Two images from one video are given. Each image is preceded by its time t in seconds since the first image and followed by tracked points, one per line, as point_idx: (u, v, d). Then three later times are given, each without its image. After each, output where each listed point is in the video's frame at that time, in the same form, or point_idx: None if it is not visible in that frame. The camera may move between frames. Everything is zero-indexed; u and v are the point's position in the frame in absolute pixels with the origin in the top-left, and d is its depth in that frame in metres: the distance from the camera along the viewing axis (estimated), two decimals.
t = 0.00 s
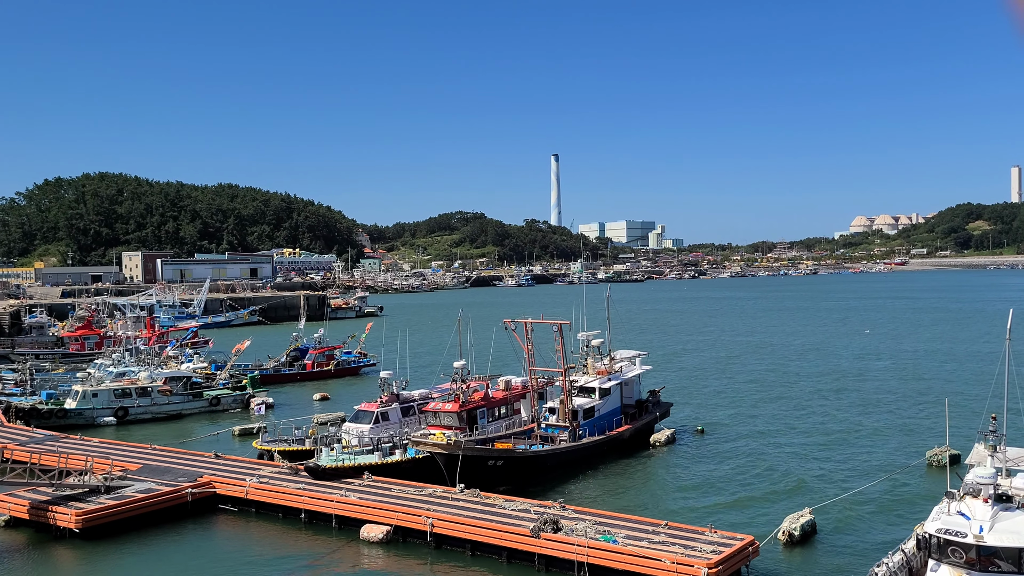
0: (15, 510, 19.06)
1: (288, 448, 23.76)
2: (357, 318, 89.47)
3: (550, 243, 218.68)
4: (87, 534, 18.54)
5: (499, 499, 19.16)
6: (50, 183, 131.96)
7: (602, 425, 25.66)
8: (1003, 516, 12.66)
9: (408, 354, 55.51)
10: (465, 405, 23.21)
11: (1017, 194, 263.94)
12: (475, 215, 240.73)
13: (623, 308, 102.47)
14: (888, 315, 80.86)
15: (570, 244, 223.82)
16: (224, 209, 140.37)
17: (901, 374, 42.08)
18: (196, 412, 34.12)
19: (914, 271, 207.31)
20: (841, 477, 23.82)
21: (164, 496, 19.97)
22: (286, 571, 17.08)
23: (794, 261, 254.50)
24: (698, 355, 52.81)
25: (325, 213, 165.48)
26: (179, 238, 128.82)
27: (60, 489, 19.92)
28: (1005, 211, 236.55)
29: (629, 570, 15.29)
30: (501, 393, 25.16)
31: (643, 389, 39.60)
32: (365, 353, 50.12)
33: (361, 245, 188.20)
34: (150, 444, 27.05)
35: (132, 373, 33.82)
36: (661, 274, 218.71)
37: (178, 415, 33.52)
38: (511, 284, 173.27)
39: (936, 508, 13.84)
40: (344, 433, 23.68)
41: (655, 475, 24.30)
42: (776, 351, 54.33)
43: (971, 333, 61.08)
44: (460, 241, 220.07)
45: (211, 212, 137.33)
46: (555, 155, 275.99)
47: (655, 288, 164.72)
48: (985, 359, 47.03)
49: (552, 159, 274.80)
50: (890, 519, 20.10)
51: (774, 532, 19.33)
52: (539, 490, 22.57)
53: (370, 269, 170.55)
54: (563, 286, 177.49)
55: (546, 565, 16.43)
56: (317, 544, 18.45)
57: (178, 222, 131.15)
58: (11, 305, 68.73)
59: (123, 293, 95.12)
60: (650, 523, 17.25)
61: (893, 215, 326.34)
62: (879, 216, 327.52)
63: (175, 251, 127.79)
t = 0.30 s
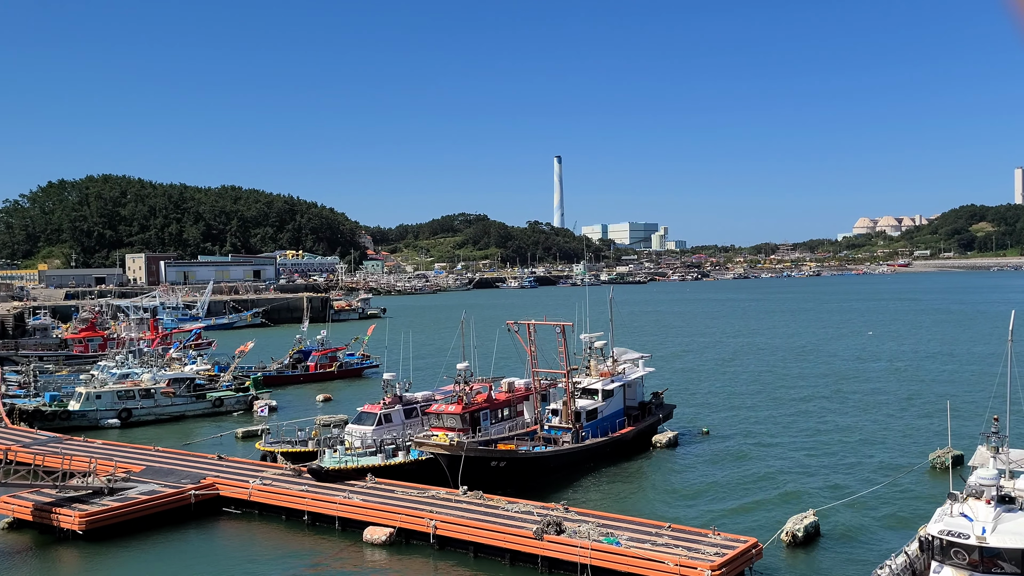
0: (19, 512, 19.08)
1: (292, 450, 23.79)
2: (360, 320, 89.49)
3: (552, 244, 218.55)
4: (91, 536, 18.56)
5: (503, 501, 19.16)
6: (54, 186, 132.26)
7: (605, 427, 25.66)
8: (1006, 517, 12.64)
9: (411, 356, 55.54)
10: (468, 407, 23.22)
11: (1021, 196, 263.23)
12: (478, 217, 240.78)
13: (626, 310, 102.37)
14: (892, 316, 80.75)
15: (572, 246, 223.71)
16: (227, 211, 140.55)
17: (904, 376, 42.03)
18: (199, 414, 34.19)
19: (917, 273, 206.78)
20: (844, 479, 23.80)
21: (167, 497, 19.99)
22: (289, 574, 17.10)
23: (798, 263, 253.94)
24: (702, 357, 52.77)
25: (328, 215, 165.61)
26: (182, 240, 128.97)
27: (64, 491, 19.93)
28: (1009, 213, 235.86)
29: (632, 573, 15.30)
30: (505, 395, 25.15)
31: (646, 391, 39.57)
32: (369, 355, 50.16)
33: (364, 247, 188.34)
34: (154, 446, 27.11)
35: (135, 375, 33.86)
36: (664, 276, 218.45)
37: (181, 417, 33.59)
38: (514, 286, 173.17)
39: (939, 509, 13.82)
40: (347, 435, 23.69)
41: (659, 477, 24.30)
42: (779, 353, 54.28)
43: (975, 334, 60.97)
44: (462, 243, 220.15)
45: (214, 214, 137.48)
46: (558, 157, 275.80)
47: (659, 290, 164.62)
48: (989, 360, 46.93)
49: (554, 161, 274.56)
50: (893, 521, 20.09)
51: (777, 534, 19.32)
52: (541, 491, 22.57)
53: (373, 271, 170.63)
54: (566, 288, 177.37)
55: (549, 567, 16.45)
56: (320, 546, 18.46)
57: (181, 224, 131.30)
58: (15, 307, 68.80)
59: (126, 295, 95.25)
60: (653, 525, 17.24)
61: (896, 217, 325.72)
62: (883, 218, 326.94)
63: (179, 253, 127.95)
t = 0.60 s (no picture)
0: (21, 513, 19.07)
1: (293, 451, 23.80)
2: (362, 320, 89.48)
3: (554, 245, 218.39)
4: (93, 537, 18.57)
5: (505, 502, 19.15)
6: (56, 187, 132.49)
7: (607, 428, 25.66)
8: (1008, 517, 12.64)
9: (412, 356, 55.53)
10: (470, 408, 23.22)
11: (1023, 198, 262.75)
12: (479, 218, 240.72)
13: (627, 311, 102.26)
14: (895, 317, 80.58)
15: (574, 247, 223.64)
16: (229, 212, 140.67)
17: (906, 377, 41.98)
18: (201, 415, 34.23)
19: (919, 273, 206.65)
20: (847, 480, 23.74)
21: (169, 499, 20.00)
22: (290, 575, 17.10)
23: (799, 264, 253.59)
24: (704, 358, 52.71)
25: (329, 216, 165.67)
26: (184, 241, 129.01)
27: (66, 492, 19.93)
28: (1010, 214, 235.45)
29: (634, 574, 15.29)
30: (506, 396, 25.13)
31: (648, 392, 39.54)
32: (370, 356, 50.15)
33: (365, 248, 188.48)
34: (155, 447, 27.13)
35: (137, 376, 33.90)
36: (666, 276, 218.22)
37: (183, 418, 33.64)
38: (516, 286, 173.06)
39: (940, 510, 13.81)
40: (349, 436, 23.69)
41: (661, 478, 24.29)
42: (782, 354, 54.19)
43: (977, 335, 60.91)
44: (464, 244, 220.12)
45: (216, 215, 137.54)
46: (560, 157, 275.61)
47: (661, 291, 164.42)
48: (992, 361, 46.83)
49: (556, 162, 274.41)
50: (894, 521, 20.09)
51: (779, 534, 19.30)
52: (543, 492, 22.55)
53: (374, 272, 170.65)
54: (567, 289, 177.21)
55: (551, 568, 16.45)
56: (322, 547, 18.46)
57: (183, 225, 131.35)
58: (17, 308, 68.87)
59: (128, 296, 95.27)
60: (655, 527, 17.22)
61: (898, 218, 325.20)
62: (884, 219, 326.51)
63: (180, 254, 127.99)
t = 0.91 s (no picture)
0: (24, 514, 19.09)
1: (296, 451, 23.85)
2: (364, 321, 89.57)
3: (557, 245, 218.46)
4: (96, 538, 18.62)
5: (507, 502, 19.17)
6: (58, 188, 132.83)
7: (609, 428, 25.64)
8: (1011, 517, 12.63)
9: (414, 357, 55.53)
10: (472, 409, 23.21)
11: None
12: (481, 219, 240.87)
13: (630, 312, 102.23)
14: (898, 318, 80.44)
15: (576, 248, 223.64)
16: (231, 213, 140.89)
17: (909, 377, 41.92)
18: (203, 416, 34.25)
19: (921, 274, 206.65)
20: (850, 481, 23.71)
21: (173, 499, 20.04)
22: None
23: (802, 264, 253.41)
24: (706, 359, 52.66)
25: (332, 216, 165.81)
26: (186, 242, 129.18)
27: (69, 493, 19.96)
28: (1013, 214, 235.16)
29: None
30: (508, 397, 25.08)
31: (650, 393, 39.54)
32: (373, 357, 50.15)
33: (368, 249, 188.57)
34: (158, 448, 27.16)
35: (140, 377, 33.94)
36: (668, 277, 218.15)
37: (185, 419, 33.69)
38: (518, 287, 173.06)
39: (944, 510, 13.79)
40: (350, 437, 23.70)
41: (664, 479, 24.28)
42: (784, 355, 54.10)
43: (981, 336, 60.84)
44: (466, 245, 220.12)
45: (218, 216, 137.73)
46: (562, 158, 275.66)
47: (663, 292, 164.27)
48: (995, 362, 46.71)
49: (557, 163, 274.39)
50: (897, 522, 20.05)
51: (782, 535, 19.27)
52: (544, 493, 22.50)
53: (377, 273, 170.80)
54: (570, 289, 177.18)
55: (553, 569, 16.48)
56: (324, 548, 18.47)
57: (186, 226, 131.57)
58: (20, 309, 69.03)
59: (131, 297, 95.46)
60: (658, 527, 17.22)
61: (900, 218, 324.98)
62: (887, 219, 326.26)
63: (183, 255, 128.17)
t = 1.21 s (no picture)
0: (30, 515, 19.17)
1: (301, 452, 23.93)
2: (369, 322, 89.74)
3: (561, 246, 218.59)
4: (102, 539, 18.68)
5: (512, 503, 19.17)
6: (65, 190, 133.36)
7: (614, 429, 25.65)
8: (1018, 520, 12.60)
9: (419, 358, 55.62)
10: (476, 410, 23.25)
11: None
12: (486, 220, 241.09)
13: (634, 312, 102.31)
14: (903, 318, 80.30)
15: (581, 249, 223.77)
16: (237, 214, 141.21)
17: (914, 379, 41.85)
18: (208, 417, 34.33)
19: (926, 275, 206.34)
20: (854, 483, 23.67)
21: (178, 500, 20.10)
22: None
23: (807, 265, 253.04)
24: (711, 359, 52.64)
25: (336, 217, 166.17)
26: (192, 243, 129.52)
27: (75, 494, 20.04)
28: (1019, 215, 234.61)
29: None
30: (513, 397, 25.11)
31: (654, 394, 39.55)
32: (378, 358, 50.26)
33: (372, 250, 188.97)
34: (163, 449, 27.23)
35: (145, 378, 34.04)
36: (673, 278, 218.01)
37: (191, 419, 33.77)
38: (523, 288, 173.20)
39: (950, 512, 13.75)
40: (355, 437, 23.75)
41: (670, 480, 24.25)
42: (788, 355, 54.06)
43: (986, 336, 60.69)
44: (471, 245, 220.27)
45: (224, 217, 138.13)
46: (567, 159, 275.78)
47: (668, 292, 164.22)
48: (1000, 363, 46.63)
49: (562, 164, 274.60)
50: (904, 524, 19.96)
51: (787, 537, 19.24)
52: (549, 494, 22.51)
53: (382, 274, 171.13)
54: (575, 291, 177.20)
55: (558, 570, 16.47)
56: (330, 549, 18.51)
57: (191, 227, 131.95)
58: (26, 310, 69.21)
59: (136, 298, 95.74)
60: (662, 528, 17.22)
61: (906, 219, 324.44)
62: (892, 220, 325.81)
63: (188, 256, 128.49)
